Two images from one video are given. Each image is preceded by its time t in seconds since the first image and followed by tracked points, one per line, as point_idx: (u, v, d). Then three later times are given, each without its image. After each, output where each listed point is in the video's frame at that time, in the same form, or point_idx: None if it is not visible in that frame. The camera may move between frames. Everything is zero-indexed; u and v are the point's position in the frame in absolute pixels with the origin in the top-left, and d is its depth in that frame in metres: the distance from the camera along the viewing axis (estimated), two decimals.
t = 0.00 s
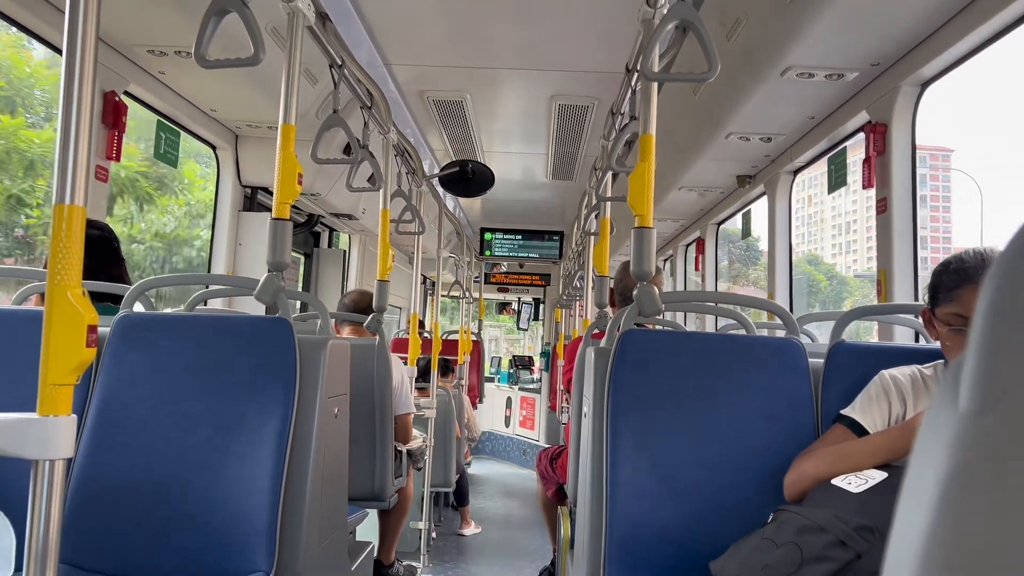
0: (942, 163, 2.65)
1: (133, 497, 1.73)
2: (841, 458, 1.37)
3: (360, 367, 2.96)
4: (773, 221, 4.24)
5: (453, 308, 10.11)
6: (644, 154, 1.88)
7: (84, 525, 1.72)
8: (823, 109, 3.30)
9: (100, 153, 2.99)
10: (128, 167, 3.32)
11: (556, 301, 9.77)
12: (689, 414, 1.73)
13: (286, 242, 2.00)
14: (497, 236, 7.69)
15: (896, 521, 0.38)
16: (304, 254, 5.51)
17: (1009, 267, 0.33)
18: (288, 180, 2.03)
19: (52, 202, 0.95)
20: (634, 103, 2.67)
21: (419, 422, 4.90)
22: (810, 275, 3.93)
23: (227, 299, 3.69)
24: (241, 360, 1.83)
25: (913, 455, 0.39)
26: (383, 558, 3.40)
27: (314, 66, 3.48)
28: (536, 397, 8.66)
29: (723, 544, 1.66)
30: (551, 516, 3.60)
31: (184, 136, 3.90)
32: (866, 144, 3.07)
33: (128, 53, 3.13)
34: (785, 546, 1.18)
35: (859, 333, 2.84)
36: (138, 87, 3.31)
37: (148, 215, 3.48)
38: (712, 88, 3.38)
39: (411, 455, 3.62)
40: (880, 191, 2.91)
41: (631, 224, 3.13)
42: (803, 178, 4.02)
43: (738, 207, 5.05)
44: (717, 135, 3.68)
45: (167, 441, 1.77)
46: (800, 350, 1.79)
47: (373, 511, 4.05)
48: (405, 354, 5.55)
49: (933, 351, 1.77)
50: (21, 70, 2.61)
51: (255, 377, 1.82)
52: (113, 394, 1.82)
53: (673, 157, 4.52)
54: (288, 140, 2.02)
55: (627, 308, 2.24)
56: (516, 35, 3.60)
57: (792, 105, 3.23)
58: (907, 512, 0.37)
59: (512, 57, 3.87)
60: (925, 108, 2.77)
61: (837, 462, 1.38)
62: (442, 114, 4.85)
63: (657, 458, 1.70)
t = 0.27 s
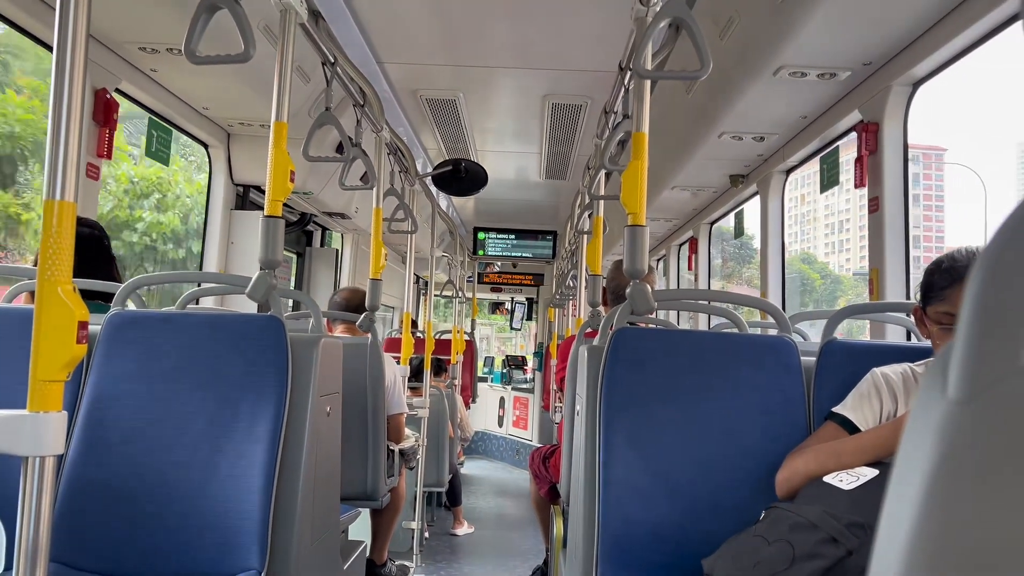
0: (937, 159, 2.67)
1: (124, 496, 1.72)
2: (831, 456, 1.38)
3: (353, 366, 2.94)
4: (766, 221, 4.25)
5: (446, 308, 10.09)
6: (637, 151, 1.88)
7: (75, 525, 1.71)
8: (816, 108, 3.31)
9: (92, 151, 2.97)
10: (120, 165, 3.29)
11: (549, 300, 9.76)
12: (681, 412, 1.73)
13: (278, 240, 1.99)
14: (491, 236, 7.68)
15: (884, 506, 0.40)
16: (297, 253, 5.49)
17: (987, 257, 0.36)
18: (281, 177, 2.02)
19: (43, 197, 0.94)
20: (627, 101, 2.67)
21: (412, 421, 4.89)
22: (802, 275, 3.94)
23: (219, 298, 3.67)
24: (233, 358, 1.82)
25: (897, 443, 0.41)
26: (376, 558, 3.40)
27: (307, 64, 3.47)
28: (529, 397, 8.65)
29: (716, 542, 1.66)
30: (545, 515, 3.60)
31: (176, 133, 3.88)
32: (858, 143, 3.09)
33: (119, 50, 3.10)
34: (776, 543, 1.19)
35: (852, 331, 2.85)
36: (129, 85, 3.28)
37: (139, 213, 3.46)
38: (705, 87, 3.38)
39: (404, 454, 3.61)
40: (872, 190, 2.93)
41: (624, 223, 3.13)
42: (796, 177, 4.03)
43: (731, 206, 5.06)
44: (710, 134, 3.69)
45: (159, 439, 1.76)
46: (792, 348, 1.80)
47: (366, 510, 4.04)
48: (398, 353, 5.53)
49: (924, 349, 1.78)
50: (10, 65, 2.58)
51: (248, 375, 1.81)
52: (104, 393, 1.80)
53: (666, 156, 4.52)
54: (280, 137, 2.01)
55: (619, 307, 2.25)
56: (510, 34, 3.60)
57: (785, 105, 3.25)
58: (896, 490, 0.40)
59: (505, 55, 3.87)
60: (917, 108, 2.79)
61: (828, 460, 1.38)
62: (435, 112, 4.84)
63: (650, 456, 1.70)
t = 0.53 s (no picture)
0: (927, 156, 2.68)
1: (115, 490, 1.71)
2: (823, 447, 1.39)
3: (345, 361, 2.94)
4: (758, 217, 4.27)
5: (438, 304, 10.08)
6: (631, 145, 1.88)
7: (64, 519, 1.69)
8: (808, 104, 3.33)
9: (82, 143, 2.94)
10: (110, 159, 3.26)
11: (542, 297, 9.78)
12: (674, 405, 1.74)
13: (270, 233, 1.98)
14: (483, 232, 7.67)
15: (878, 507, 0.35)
16: (289, 248, 5.47)
17: (994, 216, 0.31)
18: (273, 168, 2.00)
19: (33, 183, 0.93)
20: (620, 96, 2.67)
21: (405, 418, 4.88)
22: (794, 271, 3.96)
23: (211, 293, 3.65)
24: (225, 350, 1.81)
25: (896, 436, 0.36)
26: (368, 553, 3.41)
27: (299, 57, 3.45)
28: (521, 394, 8.65)
29: (708, 534, 1.67)
30: (537, 510, 3.60)
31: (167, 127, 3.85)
32: (850, 139, 3.11)
33: (110, 43, 3.07)
34: (768, 535, 1.19)
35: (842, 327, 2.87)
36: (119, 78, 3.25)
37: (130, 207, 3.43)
38: (699, 82, 3.39)
39: (396, 450, 3.61)
40: (864, 186, 2.95)
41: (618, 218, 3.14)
42: (788, 174, 4.05)
43: (724, 203, 5.08)
44: (702, 129, 3.70)
45: (149, 433, 1.75)
46: (785, 341, 1.81)
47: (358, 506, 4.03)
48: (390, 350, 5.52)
49: (915, 342, 1.80)
50: None
51: (239, 367, 1.80)
52: (94, 386, 1.78)
53: (659, 152, 4.53)
54: (273, 129, 2.00)
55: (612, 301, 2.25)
56: (504, 28, 3.59)
57: (778, 101, 3.26)
58: (886, 500, 0.35)
59: (499, 50, 3.86)
60: (909, 103, 2.81)
61: (820, 451, 1.39)
62: (428, 107, 4.83)
63: (643, 449, 1.70)
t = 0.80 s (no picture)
0: (919, 152, 2.69)
1: (107, 482, 1.70)
2: (817, 440, 1.40)
3: (338, 354, 2.92)
4: (751, 212, 4.28)
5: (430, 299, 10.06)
6: (626, 137, 1.88)
7: (55, 511, 1.68)
8: (802, 99, 3.34)
9: (72, 134, 2.91)
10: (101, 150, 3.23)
11: (534, 292, 9.78)
12: (668, 397, 1.74)
13: (264, 225, 1.97)
14: (476, 227, 7.66)
15: (882, 483, 0.36)
16: (280, 242, 5.44)
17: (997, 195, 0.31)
18: (267, 159, 1.99)
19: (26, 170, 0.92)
20: (615, 89, 2.67)
21: (397, 412, 4.87)
22: (786, 266, 3.98)
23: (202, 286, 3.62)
24: (218, 342, 1.79)
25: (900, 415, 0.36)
26: (360, 547, 3.39)
27: (292, 49, 3.43)
28: (514, 389, 8.65)
29: (702, 525, 1.68)
30: (529, 504, 3.61)
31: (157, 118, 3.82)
32: (843, 134, 3.12)
33: (101, 32, 3.04)
34: (762, 526, 1.19)
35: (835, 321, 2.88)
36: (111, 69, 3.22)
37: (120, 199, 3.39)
38: (693, 77, 3.39)
39: (389, 443, 3.60)
40: (857, 180, 2.96)
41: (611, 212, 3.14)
42: (780, 169, 4.06)
43: (716, 198, 5.09)
44: (696, 124, 3.70)
45: (141, 425, 1.73)
46: (778, 334, 1.81)
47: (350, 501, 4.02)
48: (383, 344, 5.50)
49: (907, 336, 1.81)
50: None
51: (232, 359, 1.78)
52: (85, 378, 1.77)
53: (652, 147, 4.53)
54: (266, 119, 1.99)
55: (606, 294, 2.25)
56: (498, 22, 3.58)
57: (772, 95, 3.27)
58: (890, 478, 0.35)
59: (493, 44, 3.85)
60: (901, 98, 2.83)
61: (812, 444, 1.40)
62: (421, 101, 4.81)
63: (637, 441, 1.71)
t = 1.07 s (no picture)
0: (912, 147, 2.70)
1: (100, 477, 1.69)
2: (811, 435, 1.41)
3: (332, 348, 2.91)
4: (745, 207, 4.29)
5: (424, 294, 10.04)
6: (621, 132, 1.88)
7: (48, 506, 1.67)
8: (797, 94, 3.34)
9: (64, 127, 2.88)
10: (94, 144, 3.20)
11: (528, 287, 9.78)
12: (662, 392, 1.74)
13: (258, 219, 1.96)
14: (470, 222, 7.65)
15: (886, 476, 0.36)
16: (273, 236, 5.41)
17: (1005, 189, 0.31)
18: (260, 153, 1.97)
19: (18, 162, 0.91)
20: (610, 83, 2.66)
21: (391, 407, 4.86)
22: (779, 261, 3.99)
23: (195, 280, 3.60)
24: (211, 336, 1.78)
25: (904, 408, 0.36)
26: (354, 541, 3.39)
27: (286, 42, 3.40)
28: (508, 384, 8.66)
29: (696, 519, 1.68)
30: (523, 498, 3.62)
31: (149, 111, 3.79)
32: (837, 129, 3.13)
33: (93, 25, 3.01)
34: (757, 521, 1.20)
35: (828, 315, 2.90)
36: (103, 61, 3.19)
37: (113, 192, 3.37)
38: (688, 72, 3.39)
39: (383, 438, 3.60)
40: (851, 175, 2.97)
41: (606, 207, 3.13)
42: (775, 164, 4.07)
43: (711, 193, 5.09)
44: (691, 119, 3.70)
45: (135, 419, 1.72)
46: (773, 329, 1.82)
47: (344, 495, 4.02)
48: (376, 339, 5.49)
49: (901, 330, 1.82)
50: None
51: (226, 353, 1.78)
52: (77, 373, 1.76)
53: (647, 142, 4.53)
54: (260, 112, 1.97)
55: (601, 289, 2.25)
56: (493, 15, 3.56)
57: (767, 90, 3.27)
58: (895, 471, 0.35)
59: (488, 38, 3.83)
60: (895, 94, 2.83)
61: (807, 439, 1.41)
62: (415, 94, 4.79)
63: (632, 435, 1.71)
